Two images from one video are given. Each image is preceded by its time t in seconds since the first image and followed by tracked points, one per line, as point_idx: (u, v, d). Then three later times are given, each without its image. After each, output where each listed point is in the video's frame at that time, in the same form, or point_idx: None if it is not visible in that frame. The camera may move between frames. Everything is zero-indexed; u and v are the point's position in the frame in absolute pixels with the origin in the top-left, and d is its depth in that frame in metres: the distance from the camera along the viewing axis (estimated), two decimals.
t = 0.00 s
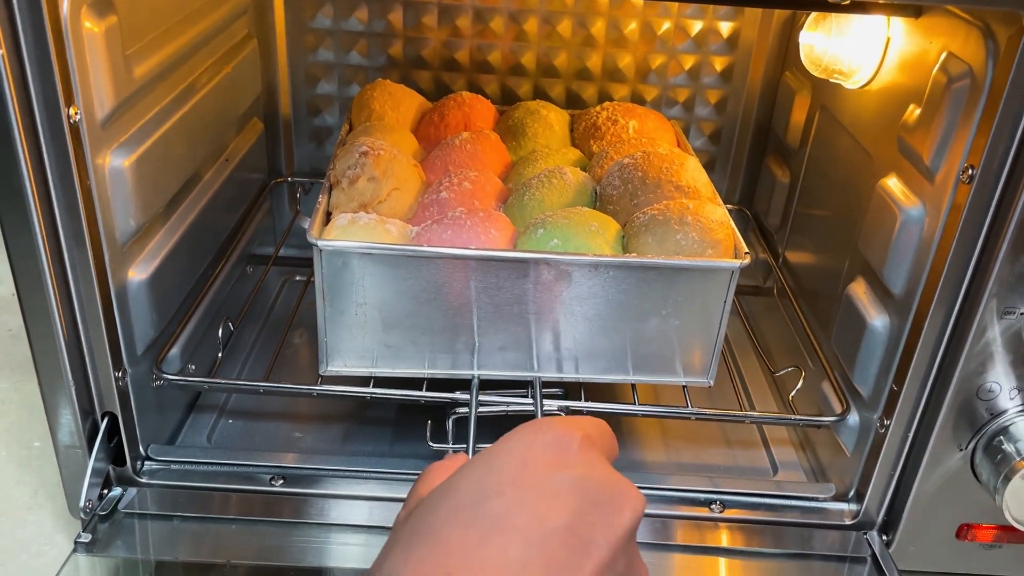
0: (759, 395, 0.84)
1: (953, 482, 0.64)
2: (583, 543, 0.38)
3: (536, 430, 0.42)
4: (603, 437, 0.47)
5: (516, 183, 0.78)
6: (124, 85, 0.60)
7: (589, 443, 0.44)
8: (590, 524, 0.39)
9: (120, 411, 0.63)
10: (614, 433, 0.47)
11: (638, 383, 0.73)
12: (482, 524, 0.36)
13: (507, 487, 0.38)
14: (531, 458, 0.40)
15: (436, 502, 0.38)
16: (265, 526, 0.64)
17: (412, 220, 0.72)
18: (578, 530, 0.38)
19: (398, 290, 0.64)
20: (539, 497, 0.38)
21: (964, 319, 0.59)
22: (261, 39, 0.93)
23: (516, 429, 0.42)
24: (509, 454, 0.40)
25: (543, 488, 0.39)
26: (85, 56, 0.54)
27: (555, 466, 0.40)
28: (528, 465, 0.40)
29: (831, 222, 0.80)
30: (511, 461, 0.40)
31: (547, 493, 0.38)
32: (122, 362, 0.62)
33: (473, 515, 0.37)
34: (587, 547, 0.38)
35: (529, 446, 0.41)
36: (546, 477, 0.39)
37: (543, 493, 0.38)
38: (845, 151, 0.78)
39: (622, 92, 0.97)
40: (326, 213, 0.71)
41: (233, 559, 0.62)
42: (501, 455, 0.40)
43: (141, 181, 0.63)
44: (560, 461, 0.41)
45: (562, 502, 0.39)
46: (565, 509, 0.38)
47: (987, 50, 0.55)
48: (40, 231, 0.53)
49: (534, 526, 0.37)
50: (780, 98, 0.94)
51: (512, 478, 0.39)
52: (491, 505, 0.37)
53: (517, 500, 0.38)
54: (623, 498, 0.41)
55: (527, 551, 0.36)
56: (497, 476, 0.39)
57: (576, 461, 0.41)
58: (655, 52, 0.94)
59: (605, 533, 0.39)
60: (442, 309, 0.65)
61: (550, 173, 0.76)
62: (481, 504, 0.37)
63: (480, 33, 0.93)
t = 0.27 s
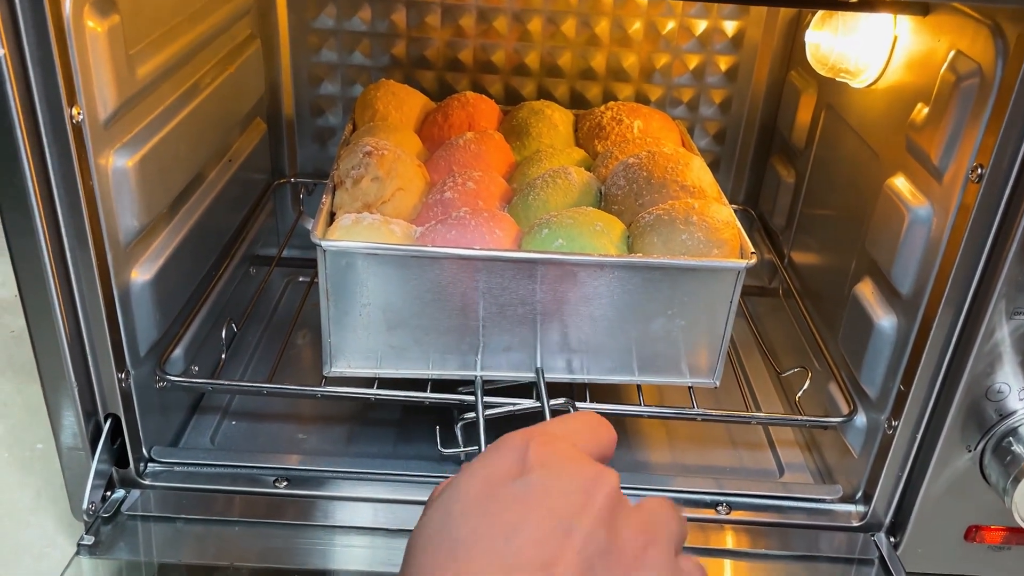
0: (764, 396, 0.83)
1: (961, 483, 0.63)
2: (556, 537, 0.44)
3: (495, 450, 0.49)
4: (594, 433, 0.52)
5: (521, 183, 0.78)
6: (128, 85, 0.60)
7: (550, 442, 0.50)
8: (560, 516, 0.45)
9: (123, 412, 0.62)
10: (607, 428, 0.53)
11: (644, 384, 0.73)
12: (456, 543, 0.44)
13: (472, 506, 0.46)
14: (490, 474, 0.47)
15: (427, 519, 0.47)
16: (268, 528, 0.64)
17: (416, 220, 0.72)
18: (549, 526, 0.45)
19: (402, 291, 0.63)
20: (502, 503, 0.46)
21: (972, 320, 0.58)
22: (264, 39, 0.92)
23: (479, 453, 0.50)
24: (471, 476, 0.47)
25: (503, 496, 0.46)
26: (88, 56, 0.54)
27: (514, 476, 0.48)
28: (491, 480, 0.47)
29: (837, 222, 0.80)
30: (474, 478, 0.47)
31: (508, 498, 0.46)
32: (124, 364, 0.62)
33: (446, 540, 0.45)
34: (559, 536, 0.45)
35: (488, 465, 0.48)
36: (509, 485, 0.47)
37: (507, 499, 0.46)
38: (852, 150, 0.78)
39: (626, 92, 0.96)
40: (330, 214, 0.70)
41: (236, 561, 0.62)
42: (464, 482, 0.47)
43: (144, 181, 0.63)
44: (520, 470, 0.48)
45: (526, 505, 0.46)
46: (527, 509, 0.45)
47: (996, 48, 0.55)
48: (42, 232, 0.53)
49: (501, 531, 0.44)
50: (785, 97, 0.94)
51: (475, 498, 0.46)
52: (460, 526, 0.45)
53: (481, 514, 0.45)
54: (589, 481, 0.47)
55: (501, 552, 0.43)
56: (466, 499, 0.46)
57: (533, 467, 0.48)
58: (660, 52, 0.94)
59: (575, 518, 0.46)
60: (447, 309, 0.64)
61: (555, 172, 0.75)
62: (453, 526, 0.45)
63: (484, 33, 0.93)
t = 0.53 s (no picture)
0: (770, 403, 0.83)
1: (970, 494, 0.62)
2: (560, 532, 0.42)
3: (498, 445, 0.47)
4: (592, 440, 0.51)
5: (524, 189, 0.77)
6: (128, 92, 0.59)
7: (550, 441, 0.48)
8: (565, 514, 0.43)
9: (124, 422, 0.62)
10: (604, 434, 0.52)
11: (649, 393, 0.72)
12: (457, 539, 0.42)
13: (474, 501, 0.43)
14: (493, 469, 0.45)
15: (424, 514, 0.44)
16: (270, 539, 0.63)
17: (419, 227, 0.71)
18: (553, 519, 0.42)
19: (405, 299, 0.63)
20: (506, 499, 0.43)
21: (982, 329, 0.57)
22: (266, 44, 0.92)
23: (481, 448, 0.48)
24: (472, 471, 0.45)
25: (510, 490, 0.44)
26: (89, 64, 0.53)
27: (517, 471, 0.45)
28: (491, 475, 0.45)
29: (843, 228, 0.79)
30: (475, 474, 0.45)
31: (513, 494, 0.44)
32: (126, 373, 0.61)
33: (445, 539, 0.42)
34: (563, 534, 0.42)
35: (490, 460, 0.46)
36: (512, 481, 0.44)
37: (511, 496, 0.43)
38: (858, 156, 0.77)
39: (630, 96, 0.96)
40: (332, 221, 0.70)
41: (237, 572, 0.61)
42: (465, 478, 0.45)
43: (145, 189, 0.63)
44: (522, 465, 0.46)
45: (531, 500, 0.43)
46: (532, 504, 0.43)
47: (1005, 55, 0.54)
48: (43, 242, 0.53)
49: (505, 527, 0.42)
50: (791, 101, 0.93)
51: (477, 494, 0.44)
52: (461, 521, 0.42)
53: (484, 510, 0.42)
54: (594, 483, 0.45)
55: (504, 548, 0.41)
56: (465, 493, 0.44)
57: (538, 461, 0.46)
58: (664, 56, 0.93)
59: (579, 519, 0.43)
60: (450, 318, 0.64)
61: (559, 179, 0.75)
62: (453, 521, 0.42)
63: (487, 38, 0.92)
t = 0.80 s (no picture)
0: (774, 404, 0.82)
1: (975, 494, 0.62)
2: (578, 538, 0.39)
3: (514, 439, 0.43)
4: (608, 433, 0.48)
5: (528, 189, 0.77)
6: (131, 91, 0.59)
7: (571, 436, 0.44)
8: (584, 517, 0.40)
9: (126, 421, 0.62)
10: (622, 428, 0.49)
11: (652, 393, 0.72)
12: (467, 544, 0.38)
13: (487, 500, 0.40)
14: (508, 467, 0.41)
15: (431, 517, 0.40)
16: (272, 539, 0.63)
17: (422, 226, 0.71)
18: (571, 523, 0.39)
19: (408, 299, 0.63)
20: (523, 500, 0.40)
21: (988, 329, 0.57)
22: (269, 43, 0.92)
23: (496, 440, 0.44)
24: (485, 468, 0.41)
25: (526, 490, 0.40)
26: (92, 62, 0.53)
27: (534, 470, 0.42)
28: (508, 472, 0.41)
29: (847, 228, 0.79)
30: (489, 470, 0.41)
31: (530, 495, 0.40)
32: (128, 372, 0.61)
33: (456, 542, 0.38)
34: (581, 539, 0.39)
35: (505, 455, 0.42)
36: (529, 479, 0.41)
37: (529, 496, 0.40)
38: (863, 156, 0.77)
39: (633, 95, 0.95)
40: (335, 221, 0.70)
41: (240, 571, 0.61)
42: (477, 472, 0.41)
43: (148, 187, 0.62)
44: (540, 462, 0.42)
45: (548, 500, 0.40)
46: (550, 504, 0.40)
47: (1011, 54, 0.54)
48: (45, 241, 0.53)
49: (521, 529, 0.38)
50: (795, 100, 0.93)
51: (490, 493, 0.40)
52: (473, 521, 0.39)
53: (498, 512, 0.39)
54: (616, 482, 0.42)
55: (519, 553, 0.37)
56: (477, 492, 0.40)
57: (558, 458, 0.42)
58: (667, 55, 0.93)
59: (599, 523, 0.40)
60: (453, 317, 0.64)
61: (562, 178, 0.74)
62: (463, 522, 0.39)
63: (490, 37, 0.92)
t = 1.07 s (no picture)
0: (776, 407, 0.82)
1: (979, 500, 0.62)
2: (603, 507, 0.41)
3: (537, 417, 0.47)
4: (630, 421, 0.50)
5: (529, 191, 0.77)
6: (130, 93, 0.59)
7: (593, 415, 0.48)
8: (609, 490, 0.42)
9: (125, 425, 0.62)
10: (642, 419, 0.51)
11: (653, 396, 0.72)
12: (493, 505, 0.41)
13: (510, 471, 0.43)
14: (532, 440, 0.44)
15: (457, 484, 0.44)
16: (272, 543, 0.63)
17: (423, 229, 0.71)
18: (597, 492, 0.41)
19: (409, 302, 0.62)
20: (546, 471, 0.43)
21: (992, 333, 0.57)
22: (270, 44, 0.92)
23: (518, 419, 0.47)
24: (508, 441, 0.45)
25: (549, 462, 0.43)
26: (90, 64, 0.53)
27: (557, 443, 0.45)
28: (531, 446, 0.44)
29: (850, 230, 0.79)
30: (512, 443, 0.44)
31: (553, 466, 0.43)
32: (127, 375, 0.61)
33: (483, 507, 0.41)
34: (608, 509, 0.41)
35: (528, 431, 0.45)
36: (552, 450, 0.44)
37: (551, 465, 0.43)
38: (867, 158, 0.76)
39: (635, 97, 0.95)
40: (336, 223, 0.69)
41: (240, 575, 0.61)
42: (502, 444, 0.45)
43: (147, 190, 0.62)
44: (563, 436, 0.45)
45: (572, 471, 0.43)
46: (574, 473, 0.42)
47: (1016, 57, 0.53)
48: (44, 244, 0.52)
49: (545, 498, 0.41)
50: (798, 102, 0.92)
51: (513, 465, 0.43)
52: (496, 488, 0.42)
53: (522, 477, 0.42)
54: (640, 458, 0.44)
55: (544, 519, 0.40)
56: (501, 463, 0.44)
57: (580, 432, 0.45)
58: (669, 56, 0.92)
59: (625, 496, 0.42)
60: (454, 320, 0.63)
61: (564, 180, 0.74)
62: (487, 489, 0.42)
63: (492, 38, 0.92)
